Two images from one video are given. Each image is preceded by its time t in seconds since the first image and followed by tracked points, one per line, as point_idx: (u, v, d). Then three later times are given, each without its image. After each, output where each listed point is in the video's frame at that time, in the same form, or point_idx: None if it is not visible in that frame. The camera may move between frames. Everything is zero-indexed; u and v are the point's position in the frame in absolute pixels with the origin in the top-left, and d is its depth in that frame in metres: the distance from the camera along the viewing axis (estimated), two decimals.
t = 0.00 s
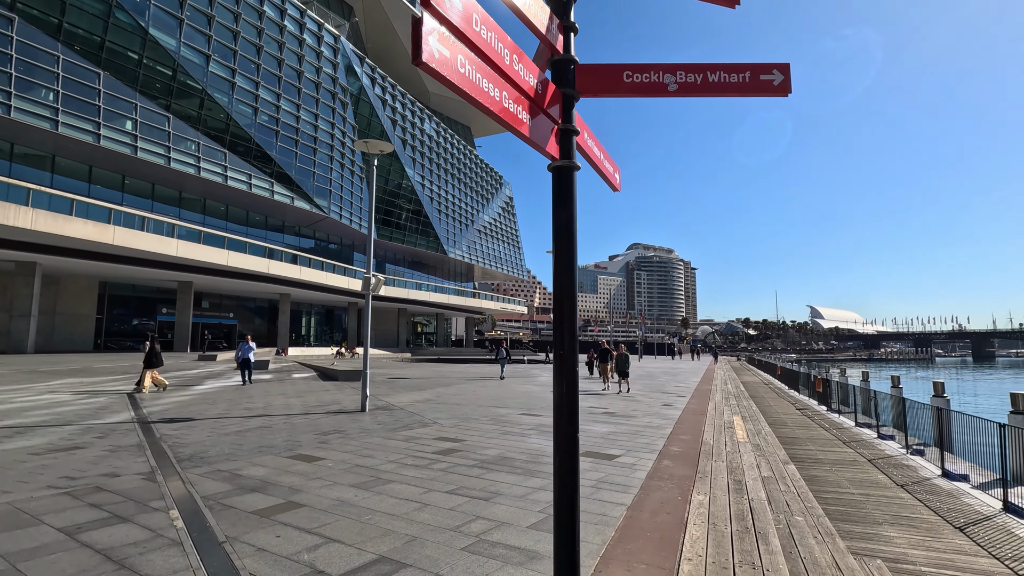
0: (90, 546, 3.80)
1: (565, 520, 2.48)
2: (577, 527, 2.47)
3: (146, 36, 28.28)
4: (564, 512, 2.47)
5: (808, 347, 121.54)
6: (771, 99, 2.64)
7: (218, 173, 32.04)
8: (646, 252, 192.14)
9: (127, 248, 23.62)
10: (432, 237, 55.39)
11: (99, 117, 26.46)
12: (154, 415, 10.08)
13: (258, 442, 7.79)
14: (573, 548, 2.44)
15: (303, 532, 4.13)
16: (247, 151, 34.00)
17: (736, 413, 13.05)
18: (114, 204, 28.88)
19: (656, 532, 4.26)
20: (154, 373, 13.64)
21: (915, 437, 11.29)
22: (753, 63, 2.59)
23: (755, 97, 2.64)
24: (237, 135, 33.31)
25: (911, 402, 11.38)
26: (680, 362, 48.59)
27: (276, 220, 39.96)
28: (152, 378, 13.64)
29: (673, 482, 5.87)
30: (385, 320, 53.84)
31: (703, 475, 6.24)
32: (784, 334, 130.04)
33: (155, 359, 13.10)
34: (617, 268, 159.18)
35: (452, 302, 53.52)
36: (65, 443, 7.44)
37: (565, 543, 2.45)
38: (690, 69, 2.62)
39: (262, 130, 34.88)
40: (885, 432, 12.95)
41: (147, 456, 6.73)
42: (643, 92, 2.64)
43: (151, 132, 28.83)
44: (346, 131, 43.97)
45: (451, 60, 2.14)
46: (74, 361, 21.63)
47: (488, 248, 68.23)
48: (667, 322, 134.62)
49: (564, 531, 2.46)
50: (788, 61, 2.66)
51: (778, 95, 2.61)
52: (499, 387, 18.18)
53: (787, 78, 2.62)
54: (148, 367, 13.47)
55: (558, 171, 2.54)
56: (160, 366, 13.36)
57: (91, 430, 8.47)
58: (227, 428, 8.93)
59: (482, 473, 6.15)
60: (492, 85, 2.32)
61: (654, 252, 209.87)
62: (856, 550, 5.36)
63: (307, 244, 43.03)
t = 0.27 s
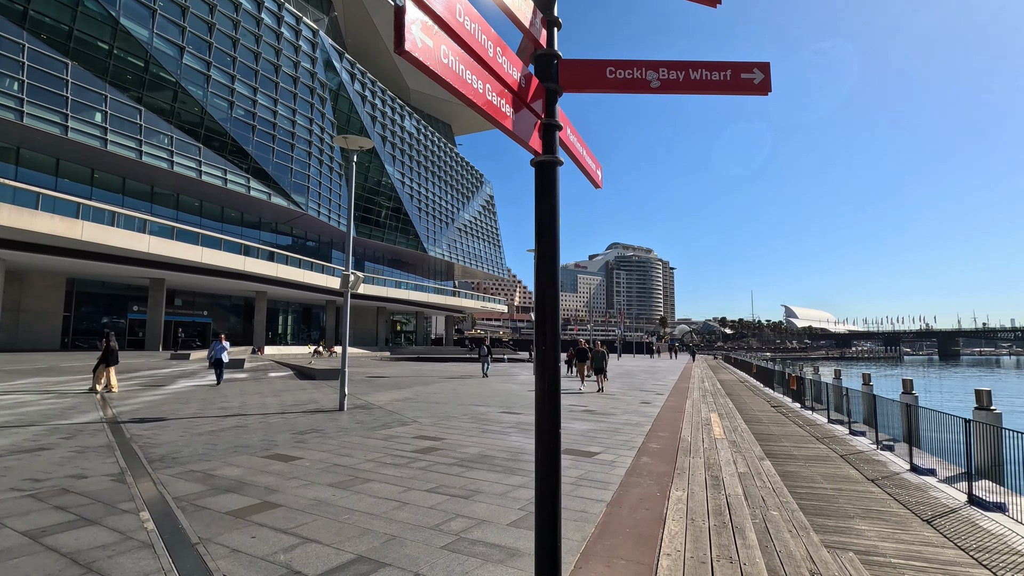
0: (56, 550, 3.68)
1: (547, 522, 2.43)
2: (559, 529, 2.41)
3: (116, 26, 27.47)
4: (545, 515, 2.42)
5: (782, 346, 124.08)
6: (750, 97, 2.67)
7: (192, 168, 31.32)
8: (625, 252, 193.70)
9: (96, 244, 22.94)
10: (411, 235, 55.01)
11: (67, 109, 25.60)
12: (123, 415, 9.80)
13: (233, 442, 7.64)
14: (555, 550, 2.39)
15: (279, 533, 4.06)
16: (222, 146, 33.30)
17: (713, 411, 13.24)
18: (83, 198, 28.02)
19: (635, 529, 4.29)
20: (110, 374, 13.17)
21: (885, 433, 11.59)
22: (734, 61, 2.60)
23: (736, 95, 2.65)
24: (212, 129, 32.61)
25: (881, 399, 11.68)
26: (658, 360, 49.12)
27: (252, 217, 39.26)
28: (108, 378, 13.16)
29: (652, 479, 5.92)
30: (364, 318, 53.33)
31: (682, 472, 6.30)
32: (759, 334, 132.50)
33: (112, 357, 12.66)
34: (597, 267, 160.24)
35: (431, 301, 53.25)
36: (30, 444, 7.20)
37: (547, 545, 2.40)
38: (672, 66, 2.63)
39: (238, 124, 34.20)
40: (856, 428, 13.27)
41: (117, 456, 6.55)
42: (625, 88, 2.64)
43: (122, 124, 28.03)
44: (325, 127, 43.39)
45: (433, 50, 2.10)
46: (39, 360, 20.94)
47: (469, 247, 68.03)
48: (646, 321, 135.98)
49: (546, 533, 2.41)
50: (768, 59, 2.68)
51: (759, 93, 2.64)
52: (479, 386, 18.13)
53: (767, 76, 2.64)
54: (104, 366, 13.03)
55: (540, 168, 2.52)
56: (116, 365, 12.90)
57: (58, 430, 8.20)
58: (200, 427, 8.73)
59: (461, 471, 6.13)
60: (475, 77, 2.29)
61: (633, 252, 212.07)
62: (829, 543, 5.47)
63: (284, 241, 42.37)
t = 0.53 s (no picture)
0: (16, 555, 3.53)
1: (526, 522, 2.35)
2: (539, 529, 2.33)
3: (89, 17, 26.71)
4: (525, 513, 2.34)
5: (759, 346, 126.15)
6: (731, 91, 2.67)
7: (167, 164, 30.63)
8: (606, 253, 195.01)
9: (65, 241, 22.28)
10: (393, 235, 54.56)
11: (37, 102, 24.75)
12: (92, 416, 9.51)
13: (207, 443, 7.46)
14: (535, 550, 2.31)
15: (253, 534, 3.96)
16: (198, 143, 32.65)
17: (693, 410, 13.37)
18: (52, 193, 27.18)
19: (616, 526, 4.27)
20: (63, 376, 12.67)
21: (859, 430, 11.82)
22: (715, 55, 2.60)
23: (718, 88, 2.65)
24: (188, 125, 31.93)
25: (855, 397, 11.92)
26: (638, 360, 49.49)
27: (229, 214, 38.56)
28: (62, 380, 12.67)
29: (632, 476, 5.93)
30: (344, 318, 52.76)
31: (662, 469, 6.33)
32: (737, 334, 134.35)
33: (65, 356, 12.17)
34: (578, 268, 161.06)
35: (413, 301, 52.92)
36: None
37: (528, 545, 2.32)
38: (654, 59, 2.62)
39: (214, 120, 33.56)
40: (831, 426, 13.52)
41: (84, 459, 6.33)
42: (606, 79, 2.61)
43: (94, 118, 27.25)
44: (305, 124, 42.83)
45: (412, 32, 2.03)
46: (5, 361, 20.26)
47: (450, 247, 67.77)
48: (627, 321, 137.07)
49: (524, 534, 2.33)
50: (748, 53, 2.69)
51: (740, 87, 2.64)
52: (460, 386, 18.04)
53: (749, 70, 2.64)
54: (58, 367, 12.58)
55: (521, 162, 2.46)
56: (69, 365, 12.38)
57: (23, 432, 7.91)
58: (173, 428, 8.51)
59: (441, 471, 6.07)
60: (456, 64, 2.25)
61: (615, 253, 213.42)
62: (806, 539, 5.53)
63: (263, 239, 41.71)
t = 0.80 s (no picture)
0: None
1: (503, 522, 2.27)
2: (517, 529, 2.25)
3: (60, 6, 25.88)
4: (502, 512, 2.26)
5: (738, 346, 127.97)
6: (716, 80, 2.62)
7: (142, 158, 29.92)
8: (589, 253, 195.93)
9: (34, 237, 21.59)
10: (375, 233, 54.03)
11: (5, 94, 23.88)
12: (59, 416, 9.19)
13: (179, 443, 7.24)
14: (512, 550, 2.24)
15: (223, 537, 3.82)
16: (175, 137, 31.96)
17: (674, 408, 13.44)
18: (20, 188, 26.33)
19: (596, 525, 4.22)
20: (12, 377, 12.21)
21: (836, 428, 12.00)
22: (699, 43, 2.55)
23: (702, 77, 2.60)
24: (163, 119, 31.21)
25: (832, 395, 12.09)
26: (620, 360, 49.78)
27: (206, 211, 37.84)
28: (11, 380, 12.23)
29: (613, 475, 5.89)
30: (324, 317, 52.15)
31: (643, 467, 6.31)
32: (718, 334, 135.98)
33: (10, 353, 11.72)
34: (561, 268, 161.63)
35: (394, 300, 52.53)
36: None
37: (504, 546, 2.24)
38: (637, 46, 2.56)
39: (191, 115, 32.89)
40: (809, 424, 13.70)
41: (48, 460, 6.10)
42: (588, 66, 2.54)
43: (65, 111, 26.45)
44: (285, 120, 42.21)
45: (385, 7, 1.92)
46: None
47: (433, 246, 67.43)
48: (609, 321, 137.91)
49: (501, 534, 2.25)
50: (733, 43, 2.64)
51: (724, 77, 2.59)
52: (441, 385, 17.90)
53: (733, 59, 2.59)
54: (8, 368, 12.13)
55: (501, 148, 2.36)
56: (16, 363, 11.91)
57: None
58: (144, 429, 8.26)
59: (420, 470, 5.95)
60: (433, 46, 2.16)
61: (597, 253, 214.60)
62: (785, 536, 5.55)
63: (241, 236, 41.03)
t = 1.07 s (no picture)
0: None
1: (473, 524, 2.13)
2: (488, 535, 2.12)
3: None
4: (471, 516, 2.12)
5: (715, 344, 129.90)
6: (698, 59, 2.52)
7: (110, 150, 28.97)
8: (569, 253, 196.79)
9: None
10: (353, 230, 53.35)
11: None
12: (13, 417, 8.75)
13: (142, 444, 6.94)
14: (483, 554, 2.11)
15: (181, 543, 3.61)
16: (146, 130, 31.05)
17: (651, 406, 13.47)
18: None
19: (574, 525, 4.11)
20: None
21: (810, 425, 12.15)
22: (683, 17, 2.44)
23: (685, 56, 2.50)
24: (134, 110, 30.26)
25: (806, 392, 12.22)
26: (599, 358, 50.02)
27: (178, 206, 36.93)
28: None
29: (591, 473, 5.80)
30: (301, 315, 51.33)
31: (621, 465, 6.24)
32: (695, 333, 137.78)
33: None
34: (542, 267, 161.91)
35: (373, 298, 51.94)
36: None
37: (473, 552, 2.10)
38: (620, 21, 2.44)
39: (163, 106, 31.99)
40: (784, 421, 13.84)
41: None
42: (568, 42, 2.41)
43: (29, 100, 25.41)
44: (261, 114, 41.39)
45: None
46: None
47: (412, 243, 66.86)
48: (588, 320, 138.67)
49: (470, 538, 2.11)
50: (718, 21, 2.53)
51: (709, 55, 2.49)
52: (419, 383, 17.68)
53: (718, 37, 2.50)
54: None
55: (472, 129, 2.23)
56: None
57: None
58: (105, 429, 7.91)
59: (394, 470, 5.78)
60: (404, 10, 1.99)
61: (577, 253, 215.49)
62: (764, 534, 5.52)
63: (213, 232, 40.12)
